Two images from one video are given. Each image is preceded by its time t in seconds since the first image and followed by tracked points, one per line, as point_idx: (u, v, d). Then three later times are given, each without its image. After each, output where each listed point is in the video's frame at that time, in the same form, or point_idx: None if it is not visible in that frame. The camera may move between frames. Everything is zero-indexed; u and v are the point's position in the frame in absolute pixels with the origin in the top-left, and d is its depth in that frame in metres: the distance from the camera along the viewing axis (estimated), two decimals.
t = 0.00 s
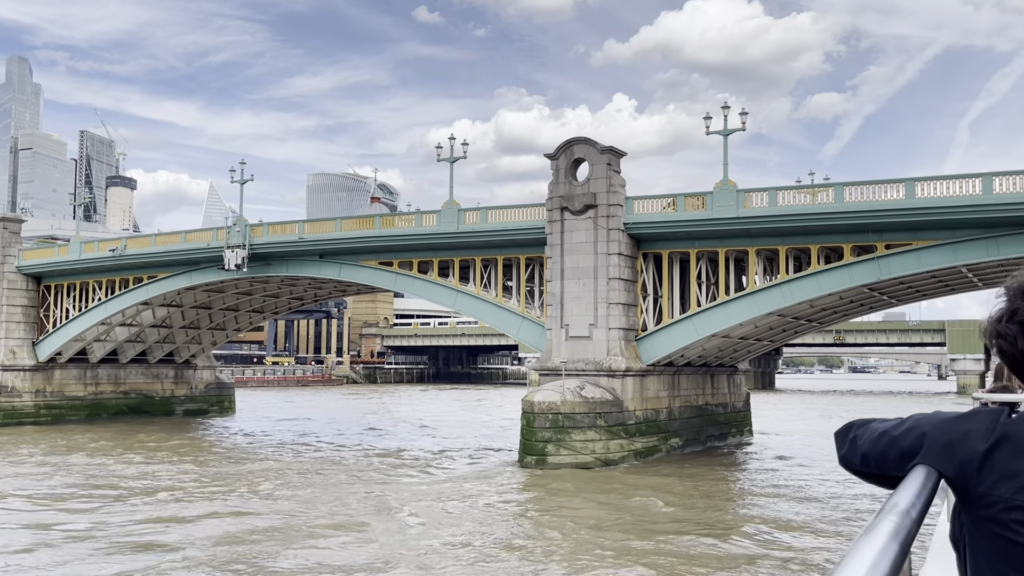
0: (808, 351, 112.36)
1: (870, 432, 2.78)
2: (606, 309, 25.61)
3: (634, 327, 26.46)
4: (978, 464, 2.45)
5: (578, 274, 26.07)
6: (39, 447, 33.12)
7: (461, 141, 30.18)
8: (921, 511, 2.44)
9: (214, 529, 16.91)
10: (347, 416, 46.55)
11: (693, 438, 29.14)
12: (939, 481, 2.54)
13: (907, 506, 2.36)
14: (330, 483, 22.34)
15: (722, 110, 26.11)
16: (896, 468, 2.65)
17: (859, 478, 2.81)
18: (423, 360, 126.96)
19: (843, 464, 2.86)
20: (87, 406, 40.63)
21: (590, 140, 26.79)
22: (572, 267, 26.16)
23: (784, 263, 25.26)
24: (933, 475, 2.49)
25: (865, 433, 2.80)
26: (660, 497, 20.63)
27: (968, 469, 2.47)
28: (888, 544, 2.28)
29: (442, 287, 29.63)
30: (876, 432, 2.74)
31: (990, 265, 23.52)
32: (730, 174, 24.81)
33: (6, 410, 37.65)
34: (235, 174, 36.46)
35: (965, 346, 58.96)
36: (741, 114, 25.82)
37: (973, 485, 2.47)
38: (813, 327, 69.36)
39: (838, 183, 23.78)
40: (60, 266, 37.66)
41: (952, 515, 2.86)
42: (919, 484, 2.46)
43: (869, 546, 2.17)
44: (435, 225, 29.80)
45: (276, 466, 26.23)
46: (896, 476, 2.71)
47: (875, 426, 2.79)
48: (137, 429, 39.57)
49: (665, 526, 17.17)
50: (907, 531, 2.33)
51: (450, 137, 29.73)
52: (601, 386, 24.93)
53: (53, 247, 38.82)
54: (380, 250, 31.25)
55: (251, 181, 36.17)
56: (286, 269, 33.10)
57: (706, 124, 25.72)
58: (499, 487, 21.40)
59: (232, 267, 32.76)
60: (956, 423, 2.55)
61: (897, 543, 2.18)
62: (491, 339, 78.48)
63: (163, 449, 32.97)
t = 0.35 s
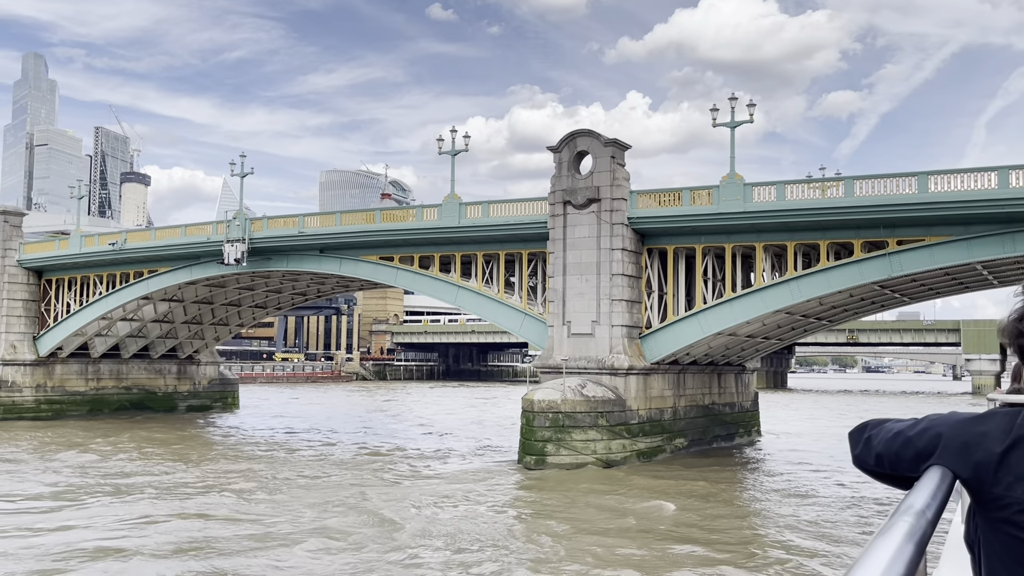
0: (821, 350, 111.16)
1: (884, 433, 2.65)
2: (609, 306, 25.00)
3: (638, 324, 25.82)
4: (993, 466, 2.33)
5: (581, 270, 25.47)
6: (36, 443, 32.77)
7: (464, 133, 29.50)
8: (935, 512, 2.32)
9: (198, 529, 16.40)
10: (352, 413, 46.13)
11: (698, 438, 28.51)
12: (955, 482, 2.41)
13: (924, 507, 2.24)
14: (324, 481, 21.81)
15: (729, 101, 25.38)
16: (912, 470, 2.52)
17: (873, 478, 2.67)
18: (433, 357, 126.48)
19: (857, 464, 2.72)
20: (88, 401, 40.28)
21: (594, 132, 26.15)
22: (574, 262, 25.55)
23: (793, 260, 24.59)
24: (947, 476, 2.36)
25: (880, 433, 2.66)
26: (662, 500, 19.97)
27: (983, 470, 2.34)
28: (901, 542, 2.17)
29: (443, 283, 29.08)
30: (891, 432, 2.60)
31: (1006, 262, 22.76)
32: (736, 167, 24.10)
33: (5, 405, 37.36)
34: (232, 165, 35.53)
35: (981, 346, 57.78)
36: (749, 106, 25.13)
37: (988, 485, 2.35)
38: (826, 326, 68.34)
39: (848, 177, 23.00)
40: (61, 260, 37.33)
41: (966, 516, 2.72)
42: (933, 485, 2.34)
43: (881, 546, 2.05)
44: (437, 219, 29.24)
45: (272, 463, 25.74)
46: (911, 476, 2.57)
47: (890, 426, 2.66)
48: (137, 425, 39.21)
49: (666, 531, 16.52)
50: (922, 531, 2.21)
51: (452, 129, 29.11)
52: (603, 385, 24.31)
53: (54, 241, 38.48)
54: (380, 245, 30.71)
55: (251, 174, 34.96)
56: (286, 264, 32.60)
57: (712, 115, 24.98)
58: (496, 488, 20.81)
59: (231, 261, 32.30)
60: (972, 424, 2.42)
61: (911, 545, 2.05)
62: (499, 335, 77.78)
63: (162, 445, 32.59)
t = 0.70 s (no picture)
0: (837, 349, 109.83)
1: (908, 421, 2.52)
2: (613, 302, 24.43)
3: (643, 320, 25.21)
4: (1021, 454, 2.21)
5: (585, 265, 24.90)
6: (36, 437, 32.48)
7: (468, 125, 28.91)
8: (961, 500, 2.23)
9: (183, 526, 15.98)
10: (358, 409, 45.73)
11: (706, 437, 27.88)
12: (979, 470, 2.29)
13: (950, 489, 2.17)
14: (320, 479, 21.36)
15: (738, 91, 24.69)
16: (936, 460, 2.39)
17: (895, 468, 2.55)
18: (444, 354, 126.02)
19: (879, 453, 2.60)
20: (92, 395, 39.99)
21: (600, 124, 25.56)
22: (579, 257, 24.98)
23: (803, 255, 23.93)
24: (973, 464, 2.26)
25: (903, 422, 2.54)
26: (665, 501, 19.38)
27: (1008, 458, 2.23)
28: (924, 535, 2.11)
29: (447, 277, 28.58)
30: (915, 420, 2.48)
31: None
32: (745, 159, 23.42)
33: (9, 399, 37.15)
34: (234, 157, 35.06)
35: (998, 346, 56.58)
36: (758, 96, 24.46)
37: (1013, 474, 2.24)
38: (841, 325, 67.24)
39: (861, 169, 22.31)
40: (64, 253, 37.10)
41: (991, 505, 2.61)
42: (956, 473, 2.25)
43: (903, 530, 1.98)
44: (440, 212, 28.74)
45: (270, 459, 25.32)
46: (935, 467, 2.44)
47: (912, 415, 2.54)
48: (141, 420, 38.91)
49: (667, 534, 15.95)
50: (947, 517, 2.14)
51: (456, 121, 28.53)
52: (607, 383, 23.74)
53: (58, 234, 38.26)
54: (383, 239, 30.23)
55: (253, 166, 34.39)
56: (289, 258, 32.18)
57: (720, 105, 24.27)
58: (494, 488, 20.29)
59: (233, 255, 31.91)
60: (999, 409, 2.29)
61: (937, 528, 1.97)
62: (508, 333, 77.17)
63: (163, 440, 32.27)
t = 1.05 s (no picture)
0: (850, 346, 108.66)
1: (928, 408, 2.47)
2: (616, 297, 23.89)
3: (647, 316, 24.65)
4: None
5: (587, 259, 24.35)
6: (34, 430, 32.22)
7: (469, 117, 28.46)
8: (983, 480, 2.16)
9: (167, 524, 15.56)
10: (364, 406, 45.30)
11: (712, 436, 27.30)
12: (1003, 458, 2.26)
13: (978, 470, 2.10)
14: (314, 476, 20.91)
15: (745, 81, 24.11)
16: (957, 447, 2.35)
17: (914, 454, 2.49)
18: (455, 351, 125.58)
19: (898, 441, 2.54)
20: (95, 390, 39.74)
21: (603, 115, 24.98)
22: (581, 251, 24.45)
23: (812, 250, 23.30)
24: (997, 451, 2.21)
25: (921, 408, 2.49)
26: (665, 502, 18.83)
27: None
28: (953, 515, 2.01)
29: (448, 272, 28.09)
30: (936, 406, 2.42)
31: None
32: (752, 151, 22.85)
33: (10, 393, 36.95)
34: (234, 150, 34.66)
35: (1015, 344, 55.62)
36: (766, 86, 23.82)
37: None
38: (854, 322, 66.23)
39: (871, 160, 21.66)
40: (66, 247, 36.87)
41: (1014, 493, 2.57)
42: (980, 456, 2.18)
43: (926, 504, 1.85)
44: (441, 206, 28.23)
45: (267, 456, 24.91)
46: (954, 455, 2.40)
47: (933, 401, 2.48)
48: (143, 415, 38.63)
49: (663, 537, 15.40)
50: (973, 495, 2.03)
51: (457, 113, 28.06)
52: (608, 380, 23.20)
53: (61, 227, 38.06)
54: (384, 233, 29.76)
55: (253, 158, 34.20)
56: (289, 252, 31.76)
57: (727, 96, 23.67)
58: (491, 487, 19.79)
59: (233, 249, 31.53)
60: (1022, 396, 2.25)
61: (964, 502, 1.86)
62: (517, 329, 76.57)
63: (163, 435, 31.93)
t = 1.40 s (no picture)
0: (860, 344, 107.37)
1: (933, 402, 2.56)
2: (615, 293, 23.26)
3: (646, 313, 24.01)
4: None
5: (585, 254, 23.71)
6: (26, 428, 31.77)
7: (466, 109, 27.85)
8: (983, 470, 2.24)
9: (144, 529, 14.99)
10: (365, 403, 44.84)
11: (714, 436, 26.65)
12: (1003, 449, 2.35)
13: (977, 461, 2.18)
14: (303, 478, 20.33)
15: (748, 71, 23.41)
16: (961, 440, 2.43)
17: (922, 449, 2.59)
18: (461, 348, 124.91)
19: (906, 435, 2.64)
20: (92, 387, 39.31)
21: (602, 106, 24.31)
22: (578, 246, 23.82)
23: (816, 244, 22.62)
24: (998, 443, 2.30)
25: (926, 402, 2.59)
26: (662, 504, 18.17)
27: None
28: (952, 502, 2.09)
29: (444, 267, 27.50)
30: (940, 401, 2.52)
31: None
32: (754, 142, 22.12)
33: (5, 389, 36.55)
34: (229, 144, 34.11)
35: None
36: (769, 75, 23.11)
37: None
38: (864, 319, 65.32)
39: (877, 151, 20.93)
40: (61, 242, 36.44)
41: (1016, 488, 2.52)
42: (984, 447, 2.27)
43: (928, 491, 1.91)
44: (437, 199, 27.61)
45: (258, 455, 24.35)
46: (958, 447, 2.50)
47: (938, 395, 2.57)
48: (139, 412, 38.18)
49: (659, 544, 14.75)
50: (971, 483, 2.12)
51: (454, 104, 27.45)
52: (606, 378, 22.56)
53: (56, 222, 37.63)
54: (379, 228, 29.16)
55: (249, 152, 33.70)
56: (284, 247, 31.21)
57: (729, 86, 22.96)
58: (483, 489, 19.17)
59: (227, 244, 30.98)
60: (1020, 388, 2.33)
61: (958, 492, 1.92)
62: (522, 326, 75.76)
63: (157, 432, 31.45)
